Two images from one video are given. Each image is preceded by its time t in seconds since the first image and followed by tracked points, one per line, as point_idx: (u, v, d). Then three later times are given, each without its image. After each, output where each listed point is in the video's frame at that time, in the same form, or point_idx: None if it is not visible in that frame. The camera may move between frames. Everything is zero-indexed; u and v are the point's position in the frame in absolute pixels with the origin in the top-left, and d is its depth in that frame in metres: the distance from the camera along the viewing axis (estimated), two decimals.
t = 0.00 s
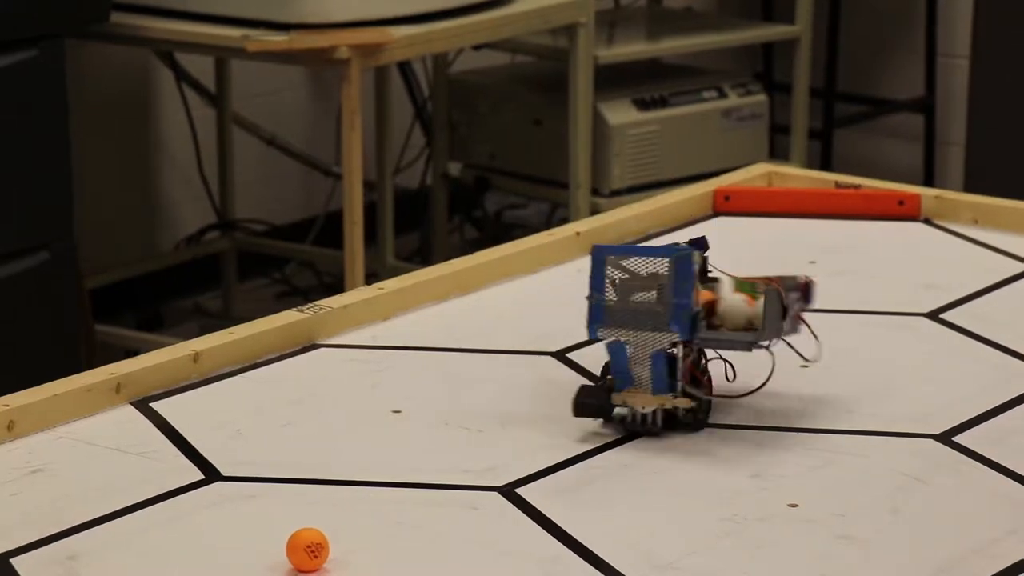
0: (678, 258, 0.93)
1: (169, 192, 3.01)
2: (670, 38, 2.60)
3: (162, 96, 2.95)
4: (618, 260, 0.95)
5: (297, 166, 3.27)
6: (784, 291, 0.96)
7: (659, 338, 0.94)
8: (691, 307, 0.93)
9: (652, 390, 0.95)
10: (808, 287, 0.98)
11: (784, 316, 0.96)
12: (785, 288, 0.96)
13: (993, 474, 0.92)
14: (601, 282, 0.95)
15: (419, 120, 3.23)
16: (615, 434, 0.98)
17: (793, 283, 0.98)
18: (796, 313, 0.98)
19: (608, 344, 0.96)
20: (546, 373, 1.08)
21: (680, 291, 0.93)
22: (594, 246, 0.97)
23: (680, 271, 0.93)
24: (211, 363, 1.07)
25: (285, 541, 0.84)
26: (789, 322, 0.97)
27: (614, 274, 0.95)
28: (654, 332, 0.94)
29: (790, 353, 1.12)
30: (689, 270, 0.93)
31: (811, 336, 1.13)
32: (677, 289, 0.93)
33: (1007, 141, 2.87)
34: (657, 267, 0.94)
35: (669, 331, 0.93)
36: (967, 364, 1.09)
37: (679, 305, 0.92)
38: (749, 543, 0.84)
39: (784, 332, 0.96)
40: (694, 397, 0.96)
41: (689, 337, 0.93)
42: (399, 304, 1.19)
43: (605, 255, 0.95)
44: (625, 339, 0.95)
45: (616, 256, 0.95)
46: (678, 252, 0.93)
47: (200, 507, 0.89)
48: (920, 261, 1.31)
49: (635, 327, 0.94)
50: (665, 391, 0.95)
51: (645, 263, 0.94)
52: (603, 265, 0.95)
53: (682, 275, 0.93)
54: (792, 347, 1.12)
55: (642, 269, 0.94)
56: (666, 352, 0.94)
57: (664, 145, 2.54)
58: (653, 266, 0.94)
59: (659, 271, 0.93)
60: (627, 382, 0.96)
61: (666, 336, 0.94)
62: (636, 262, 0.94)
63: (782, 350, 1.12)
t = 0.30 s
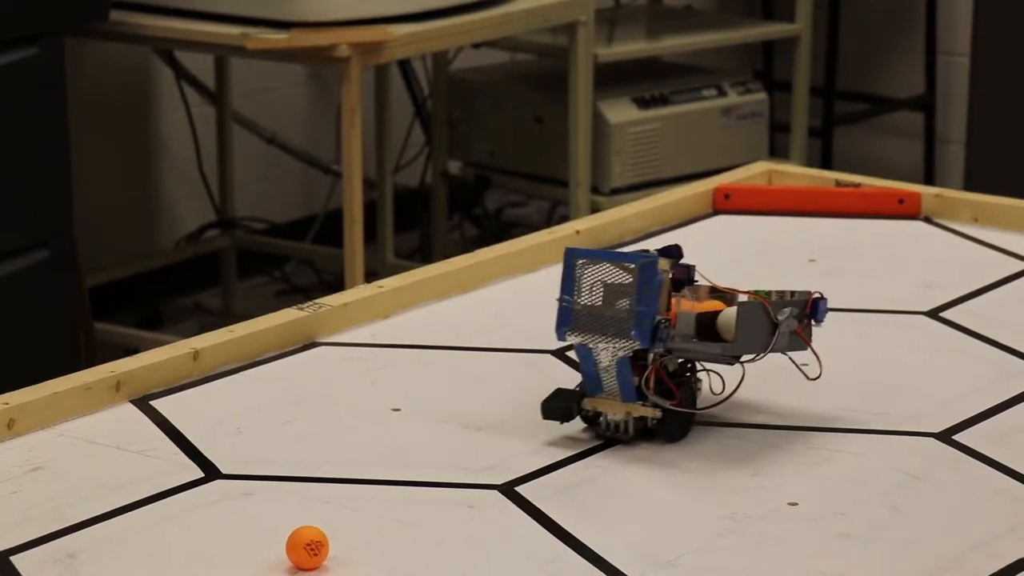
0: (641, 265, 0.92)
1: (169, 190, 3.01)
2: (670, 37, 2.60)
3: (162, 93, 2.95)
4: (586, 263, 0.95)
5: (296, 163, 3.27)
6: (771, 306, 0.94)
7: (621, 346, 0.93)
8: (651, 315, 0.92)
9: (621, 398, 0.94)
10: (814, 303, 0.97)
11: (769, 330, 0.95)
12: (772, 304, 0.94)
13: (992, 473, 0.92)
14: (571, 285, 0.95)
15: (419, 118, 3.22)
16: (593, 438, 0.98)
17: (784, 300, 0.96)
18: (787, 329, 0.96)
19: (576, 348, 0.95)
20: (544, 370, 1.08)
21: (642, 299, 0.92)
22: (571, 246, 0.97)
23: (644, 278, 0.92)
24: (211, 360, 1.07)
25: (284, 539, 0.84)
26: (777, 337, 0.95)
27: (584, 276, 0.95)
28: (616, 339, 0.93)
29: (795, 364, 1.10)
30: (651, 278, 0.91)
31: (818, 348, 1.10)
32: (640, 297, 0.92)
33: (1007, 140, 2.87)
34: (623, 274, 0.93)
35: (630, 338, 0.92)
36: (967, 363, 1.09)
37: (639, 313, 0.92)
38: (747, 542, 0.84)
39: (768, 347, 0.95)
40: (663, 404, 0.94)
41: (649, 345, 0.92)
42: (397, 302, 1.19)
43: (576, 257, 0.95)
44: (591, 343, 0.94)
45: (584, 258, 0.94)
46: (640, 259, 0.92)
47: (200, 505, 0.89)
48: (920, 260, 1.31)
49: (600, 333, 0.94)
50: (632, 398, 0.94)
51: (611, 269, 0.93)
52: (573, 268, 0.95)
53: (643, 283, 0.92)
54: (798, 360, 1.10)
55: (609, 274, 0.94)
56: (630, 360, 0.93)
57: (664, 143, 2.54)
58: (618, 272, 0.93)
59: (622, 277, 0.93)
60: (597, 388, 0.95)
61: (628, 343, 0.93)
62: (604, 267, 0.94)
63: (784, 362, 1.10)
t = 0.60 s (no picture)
0: (610, 267, 0.90)
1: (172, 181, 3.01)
2: (674, 28, 2.59)
3: (165, 81, 2.95)
4: (557, 264, 0.93)
5: (299, 154, 3.27)
6: (750, 311, 0.94)
7: (590, 349, 0.91)
8: (619, 318, 0.90)
9: (591, 401, 0.93)
10: (798, 310, 0.96)
11: (747, 334, 0.93)
12: (751, 309, 0.94)
13: (995, 464, 0.92)
14: (541, 286, 0.94)
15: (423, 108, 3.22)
16: (567, 441, 0.96)
17: (764, 305, 0.95)
18: (766, 333, 0.95)
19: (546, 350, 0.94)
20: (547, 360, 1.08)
21: (610, 301, 0.90)
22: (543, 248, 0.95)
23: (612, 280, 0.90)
24: (215, 351, 1.07)
25: (289, 529, 0.84)
26: (754, 342, 0.94)
27: (554, 277, 0.93)
28: (583, 341, 0.91)
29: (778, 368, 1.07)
30: (620, 280, 0.90)
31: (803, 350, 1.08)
32: (607, 299, 0.90)
33: (1010, 134, 2.86)
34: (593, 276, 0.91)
35: (597, 341, 0.91)
36: (971, 354, 1.09)
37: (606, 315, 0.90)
38: (752, 532, 0.84)
39: (745, 351, 0.94)
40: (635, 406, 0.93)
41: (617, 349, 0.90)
42: (400, 294, 1.19)
43: (547, 257, 0.94)
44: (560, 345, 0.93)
45: (555, 259, 0.93)
46: (609, 261, 0.90)
47: (205, 495, 0.89)
48: (925, 250, 1.31)
49: (568, 334, 0.92)
50: (604, 400, 0.92)
51: (581, 270, 0.92)
52: (542, 268, 0.94)
53: (612, 285, 0.90)
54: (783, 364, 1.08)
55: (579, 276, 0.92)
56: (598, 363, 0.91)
57: (667, 135, 2.53)
58: (587, 274, 0.91)
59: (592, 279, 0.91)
60: (569, 390, 0.94)
61: (595, 346, 0.91)
62: (574, 268, 0.92)
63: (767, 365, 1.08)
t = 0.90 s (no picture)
0: (600, 258, 0.78)
1: (164, 141, 2.81)
2: None
3: (153, 46, 2.75)
4: (540, 255, 0.81)
5: (303, 122, 3.15)
6: (759, 310, 0.82)
7: (577, 350, 0.79)
8: (610, 315, 0.78)
9: (580, 409, 0.82)
10: (815, 307, 0.84)
11: (758, 334, 0.82)
12: (760, 307, 0.82)
13: None
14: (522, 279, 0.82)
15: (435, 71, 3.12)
16: (555, 453, 0.86)
17: (777, 302, 0.83)
18: (778, 334, 0.83)
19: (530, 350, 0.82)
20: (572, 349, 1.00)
21: (600, 297, 0.78)
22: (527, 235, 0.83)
23: (602, 274, 0.78)
24: (206, 338, 0.98)
25: (288, 533, 0.76)
26: (765, 344, 0.83)
27: (538, 269, 0.81)
28: (569, 342, 0.79)
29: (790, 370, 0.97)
30: (611, 273, 0.77)
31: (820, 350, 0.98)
32: (597, 295, 0.78)
33: None
34: (580, 268, 0.79)
35: (585, 342, 0.79)
36: None
37: (596, 313, 0.78)
38: (801, 539, 0.76)
39: (756, 353, 0.82)
40: (630, 414, 0.81)
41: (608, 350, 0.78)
42: (409, 275, 1.10)
43: (531, 246, 0.81)
44: (543, 345, 0.81)
45: (539, 249, 0.81)
46: (598, 251, 0.78)
47: (196, 494, 0.81)
48: (974, 233, 1.22)
49: (553, 334, 0.80)
50: (594, 408, 0.81)
51: (568, 262, 0.79)
52: (523, 260, 0.81)
53: (601, 279, 0.78)
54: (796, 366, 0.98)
55: (564, 269, 0.80)
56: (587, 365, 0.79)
57: (708, 98, 2.35)
58: (574, 267, 0.79)
59: (579, 272, 0.79)
60: (555, 396, 0.82)
61: (583, 347, 0.79)
62: (560, 259, 0.80)
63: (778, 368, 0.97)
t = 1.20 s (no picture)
0: (594, 253, 0.73)
1: (173, 117, 2.60)
2: None
3: (170, 19, 2.56)
4: (529, 250, 0.76)
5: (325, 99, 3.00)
6: (760, 305, 0.77)
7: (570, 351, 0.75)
8: (604, 314, 0.73)
9: (574, 412, 0.77)
10: (819, 301, 0.78)
11: (760, 331, 0.77)
12: (761, 302, 0.77)
13: None
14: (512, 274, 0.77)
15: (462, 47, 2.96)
16: (548, 458, 0.81)
17: (778, 296, 0.78)
18: (780, 330, 0.78)
19: (520, 350, 0.77)
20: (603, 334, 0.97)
21: (594, 295, 0.73)
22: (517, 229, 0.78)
23: (596, 270, 0.73)
24: (224, 321, 0.95)
25: (309, 522, 0.74)
26: (766, 341, 0.78)
27: (527, 267, 0.76)
28: (562, 342, 0.74)
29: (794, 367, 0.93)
30: (604, 270, 0.72)
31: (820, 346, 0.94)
32: (590, 292, 0.73)
33: None
34: (573, 264, 0.74)
35: (579, 343, 0.74)
36: None
37: (589, 311, 0.73)
38: (841, 531, 0.73)
39: (757, 351, 0.77)
40: (624, 417, 0.77)
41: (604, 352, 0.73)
42: (435, 257, 1.08)
43: (520, 241, 0.76)
44: (535, 345, 0.76)
45: (528, 244, 0.76)
46: (592, 246, 0.73)
47: (216, 482, 0.79)
48: (1013, 219, 1.18)
49: (545, 334, 0.75)
50: (588, 411, 0.76)
51: (560, 258, 0.74)
52: (513, 255, 0.76)
53: (595, 276, 0.73)
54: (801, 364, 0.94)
55: (557, 264, 0.75)
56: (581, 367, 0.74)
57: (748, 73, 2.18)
58: (567, 262, 0.74)
59: (572, 269, 0.74)
60: (547, 398, 0.78)
61: (577, 348, 0.74)
62: (551, 254, 0.75)
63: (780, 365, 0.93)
